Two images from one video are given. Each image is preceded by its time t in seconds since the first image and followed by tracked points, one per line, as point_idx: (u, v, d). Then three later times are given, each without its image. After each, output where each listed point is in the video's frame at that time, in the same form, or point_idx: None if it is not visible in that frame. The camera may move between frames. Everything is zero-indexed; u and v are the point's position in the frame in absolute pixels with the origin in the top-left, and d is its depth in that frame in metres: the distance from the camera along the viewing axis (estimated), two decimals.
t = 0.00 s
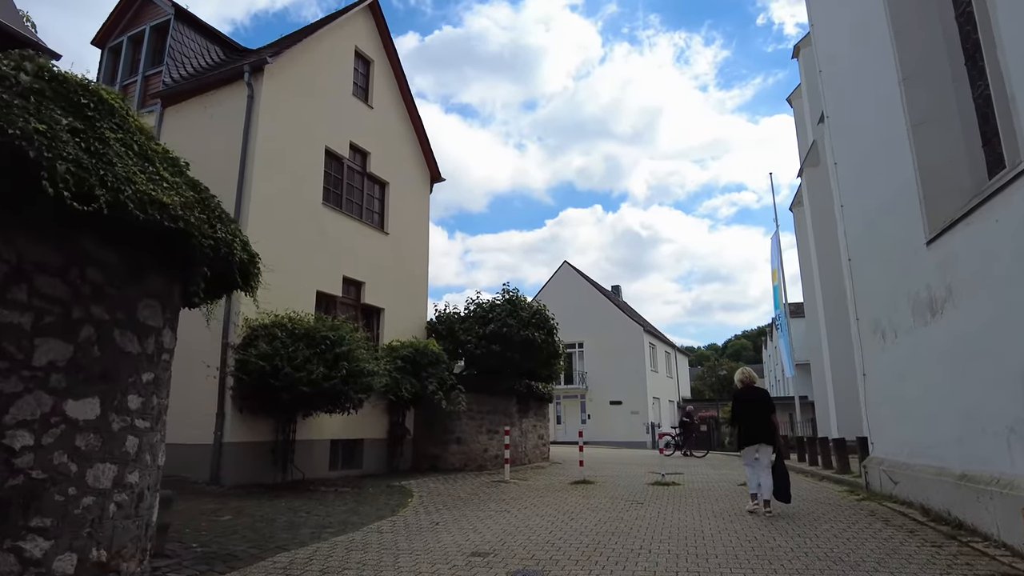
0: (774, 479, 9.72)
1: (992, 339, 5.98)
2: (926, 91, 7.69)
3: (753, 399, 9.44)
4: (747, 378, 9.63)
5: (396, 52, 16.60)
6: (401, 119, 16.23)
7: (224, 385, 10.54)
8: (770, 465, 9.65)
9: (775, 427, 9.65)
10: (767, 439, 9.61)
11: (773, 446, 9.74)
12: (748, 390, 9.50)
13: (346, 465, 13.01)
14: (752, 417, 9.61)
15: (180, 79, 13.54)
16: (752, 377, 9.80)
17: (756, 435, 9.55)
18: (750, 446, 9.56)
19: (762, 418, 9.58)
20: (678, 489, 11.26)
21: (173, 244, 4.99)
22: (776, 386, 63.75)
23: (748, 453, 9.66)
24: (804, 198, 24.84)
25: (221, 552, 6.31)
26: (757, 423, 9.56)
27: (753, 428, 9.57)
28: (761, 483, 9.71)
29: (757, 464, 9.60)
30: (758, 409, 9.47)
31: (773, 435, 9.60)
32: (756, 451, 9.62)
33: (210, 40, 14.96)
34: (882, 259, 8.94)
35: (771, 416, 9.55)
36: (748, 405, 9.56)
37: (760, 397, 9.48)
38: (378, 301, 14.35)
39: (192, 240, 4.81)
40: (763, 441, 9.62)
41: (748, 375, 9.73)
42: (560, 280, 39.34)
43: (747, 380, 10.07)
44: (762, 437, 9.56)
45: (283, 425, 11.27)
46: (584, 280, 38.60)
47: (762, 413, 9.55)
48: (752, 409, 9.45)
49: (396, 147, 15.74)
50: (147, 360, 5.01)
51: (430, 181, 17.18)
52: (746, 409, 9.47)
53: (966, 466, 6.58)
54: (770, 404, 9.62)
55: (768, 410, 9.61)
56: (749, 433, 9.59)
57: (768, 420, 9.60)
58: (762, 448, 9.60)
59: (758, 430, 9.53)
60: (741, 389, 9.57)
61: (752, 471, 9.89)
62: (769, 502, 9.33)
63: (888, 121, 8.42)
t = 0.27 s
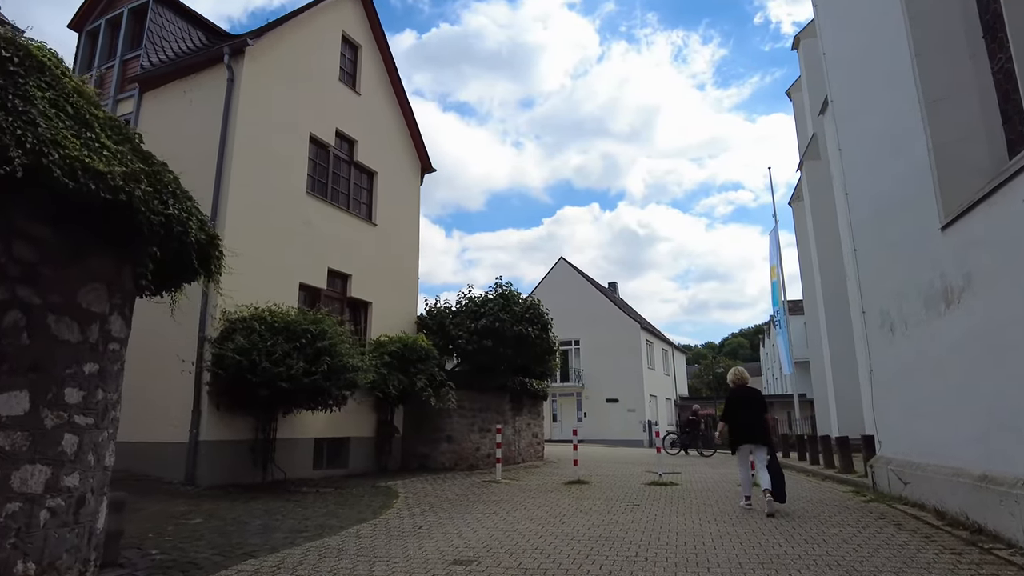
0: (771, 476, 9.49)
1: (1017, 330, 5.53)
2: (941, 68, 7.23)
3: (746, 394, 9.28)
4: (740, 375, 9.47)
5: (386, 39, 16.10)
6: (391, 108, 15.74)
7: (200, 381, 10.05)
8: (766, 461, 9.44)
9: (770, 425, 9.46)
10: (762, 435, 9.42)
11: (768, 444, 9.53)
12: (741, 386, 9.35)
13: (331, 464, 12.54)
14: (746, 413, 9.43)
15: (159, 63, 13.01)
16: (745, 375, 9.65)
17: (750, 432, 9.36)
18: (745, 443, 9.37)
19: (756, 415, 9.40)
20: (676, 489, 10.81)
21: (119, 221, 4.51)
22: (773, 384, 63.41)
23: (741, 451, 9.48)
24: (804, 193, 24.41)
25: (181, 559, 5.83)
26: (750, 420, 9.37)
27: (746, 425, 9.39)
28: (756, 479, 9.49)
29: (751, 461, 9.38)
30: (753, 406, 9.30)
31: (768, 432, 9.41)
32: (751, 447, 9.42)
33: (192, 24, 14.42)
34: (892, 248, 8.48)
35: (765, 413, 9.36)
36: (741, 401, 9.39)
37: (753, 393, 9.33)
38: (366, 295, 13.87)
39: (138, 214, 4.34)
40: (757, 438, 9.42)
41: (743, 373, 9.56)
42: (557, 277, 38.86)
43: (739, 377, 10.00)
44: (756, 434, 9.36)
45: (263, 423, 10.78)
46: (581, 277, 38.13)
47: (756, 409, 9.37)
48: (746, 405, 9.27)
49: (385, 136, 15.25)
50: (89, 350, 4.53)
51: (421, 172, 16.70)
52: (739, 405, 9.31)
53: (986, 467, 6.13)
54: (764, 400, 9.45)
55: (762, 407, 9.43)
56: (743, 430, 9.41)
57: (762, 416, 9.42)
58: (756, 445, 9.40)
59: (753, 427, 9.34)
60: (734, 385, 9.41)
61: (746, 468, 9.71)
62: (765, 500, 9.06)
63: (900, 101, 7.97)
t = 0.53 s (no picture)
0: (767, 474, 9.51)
1: None
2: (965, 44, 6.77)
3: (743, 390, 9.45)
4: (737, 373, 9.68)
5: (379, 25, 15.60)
6: (384, 96, 15.26)
7: (180, 378, 9.59)
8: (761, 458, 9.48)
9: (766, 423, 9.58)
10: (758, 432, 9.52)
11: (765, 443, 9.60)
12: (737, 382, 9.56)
13: (320, 465, 12.08)
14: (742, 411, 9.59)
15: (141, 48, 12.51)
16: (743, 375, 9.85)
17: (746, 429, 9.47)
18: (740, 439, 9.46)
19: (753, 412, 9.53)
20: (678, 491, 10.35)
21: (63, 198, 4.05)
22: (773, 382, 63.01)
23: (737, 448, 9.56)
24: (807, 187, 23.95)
25: (144, 572, 5.36)
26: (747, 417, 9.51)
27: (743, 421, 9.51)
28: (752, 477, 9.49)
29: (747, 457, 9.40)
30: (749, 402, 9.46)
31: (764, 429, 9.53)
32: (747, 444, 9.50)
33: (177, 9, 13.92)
34: (908, 239, 8.03)
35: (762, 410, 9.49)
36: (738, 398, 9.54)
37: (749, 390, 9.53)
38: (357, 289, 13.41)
39: (84, 191, 3.89)
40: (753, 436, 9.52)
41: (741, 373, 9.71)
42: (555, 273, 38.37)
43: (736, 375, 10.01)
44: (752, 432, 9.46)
45: (247, 422, 10.32)
46: (580, 273, 37.64)
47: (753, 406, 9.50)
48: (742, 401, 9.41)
49: (377, 126, 14.77)
50: (29, 344, 4.06)
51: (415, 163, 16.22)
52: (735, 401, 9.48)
53: (1017, 471, 5.68)
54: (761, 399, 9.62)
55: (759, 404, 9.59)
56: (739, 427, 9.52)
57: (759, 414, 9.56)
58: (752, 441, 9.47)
59: (749, 424, 9.45)
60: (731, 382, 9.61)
61: (743, 465, 9.73)
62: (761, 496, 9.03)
63: (919, 81, 7.51)
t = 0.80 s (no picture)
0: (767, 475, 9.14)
1: None
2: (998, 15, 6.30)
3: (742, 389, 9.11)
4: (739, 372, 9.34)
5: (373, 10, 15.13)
6: (378, 83, 14.78)
7: (158, 372, 9.12)
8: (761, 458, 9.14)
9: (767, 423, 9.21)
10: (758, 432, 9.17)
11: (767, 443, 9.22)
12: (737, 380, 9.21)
13: (309, 464, 11.62)
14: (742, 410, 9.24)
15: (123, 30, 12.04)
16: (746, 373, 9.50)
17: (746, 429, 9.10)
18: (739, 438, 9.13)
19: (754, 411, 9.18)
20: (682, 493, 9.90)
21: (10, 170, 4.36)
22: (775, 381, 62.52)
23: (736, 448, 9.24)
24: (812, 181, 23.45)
25: None
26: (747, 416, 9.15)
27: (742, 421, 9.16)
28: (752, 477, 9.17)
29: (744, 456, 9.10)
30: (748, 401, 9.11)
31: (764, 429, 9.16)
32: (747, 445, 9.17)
33: None
34: (930, 226, 7.56)
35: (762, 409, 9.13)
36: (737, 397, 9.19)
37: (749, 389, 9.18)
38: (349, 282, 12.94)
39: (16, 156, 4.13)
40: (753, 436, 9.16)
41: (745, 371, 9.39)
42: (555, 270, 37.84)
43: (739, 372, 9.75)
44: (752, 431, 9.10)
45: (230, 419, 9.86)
46: (580, 269, 37.13)
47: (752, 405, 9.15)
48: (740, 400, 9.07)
49: (370, 113, 14.31)
50: None
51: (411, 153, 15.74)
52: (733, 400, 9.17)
53: None
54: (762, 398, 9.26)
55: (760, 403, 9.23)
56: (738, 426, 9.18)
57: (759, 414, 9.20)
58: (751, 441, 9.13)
59: (749, 423, 9.10)
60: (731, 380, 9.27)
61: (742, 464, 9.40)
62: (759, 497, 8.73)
63: (945, 56, 7.04)
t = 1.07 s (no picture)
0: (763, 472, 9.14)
1: None
2: None
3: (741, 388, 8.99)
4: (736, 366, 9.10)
5: None
6: (368, 70, 14.28)
7: (131, 368, 8.64)
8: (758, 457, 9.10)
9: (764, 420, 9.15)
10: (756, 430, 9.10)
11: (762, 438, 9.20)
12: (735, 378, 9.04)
13: (294, 464, 11.16)
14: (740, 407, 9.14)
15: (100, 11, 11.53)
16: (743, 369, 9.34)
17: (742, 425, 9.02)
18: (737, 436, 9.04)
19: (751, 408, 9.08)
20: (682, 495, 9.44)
21: None
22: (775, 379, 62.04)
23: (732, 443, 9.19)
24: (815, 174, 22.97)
25: None
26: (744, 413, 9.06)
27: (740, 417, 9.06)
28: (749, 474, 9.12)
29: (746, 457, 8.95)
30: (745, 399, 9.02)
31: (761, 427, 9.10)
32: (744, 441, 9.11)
33: None
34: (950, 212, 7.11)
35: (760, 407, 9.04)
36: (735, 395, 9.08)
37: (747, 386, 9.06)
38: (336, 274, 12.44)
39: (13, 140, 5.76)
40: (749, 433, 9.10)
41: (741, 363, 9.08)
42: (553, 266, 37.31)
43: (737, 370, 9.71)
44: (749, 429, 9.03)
45: (208, 417, 9.38)
46: (578, 265, 36.63)
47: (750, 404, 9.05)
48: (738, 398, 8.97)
49: (360, 101, 13.81)
50: None
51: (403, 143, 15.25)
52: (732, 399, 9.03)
53: None
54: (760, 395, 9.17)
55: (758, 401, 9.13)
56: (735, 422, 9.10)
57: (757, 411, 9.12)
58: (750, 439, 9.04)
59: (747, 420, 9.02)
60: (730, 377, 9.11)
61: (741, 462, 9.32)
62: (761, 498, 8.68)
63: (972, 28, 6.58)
